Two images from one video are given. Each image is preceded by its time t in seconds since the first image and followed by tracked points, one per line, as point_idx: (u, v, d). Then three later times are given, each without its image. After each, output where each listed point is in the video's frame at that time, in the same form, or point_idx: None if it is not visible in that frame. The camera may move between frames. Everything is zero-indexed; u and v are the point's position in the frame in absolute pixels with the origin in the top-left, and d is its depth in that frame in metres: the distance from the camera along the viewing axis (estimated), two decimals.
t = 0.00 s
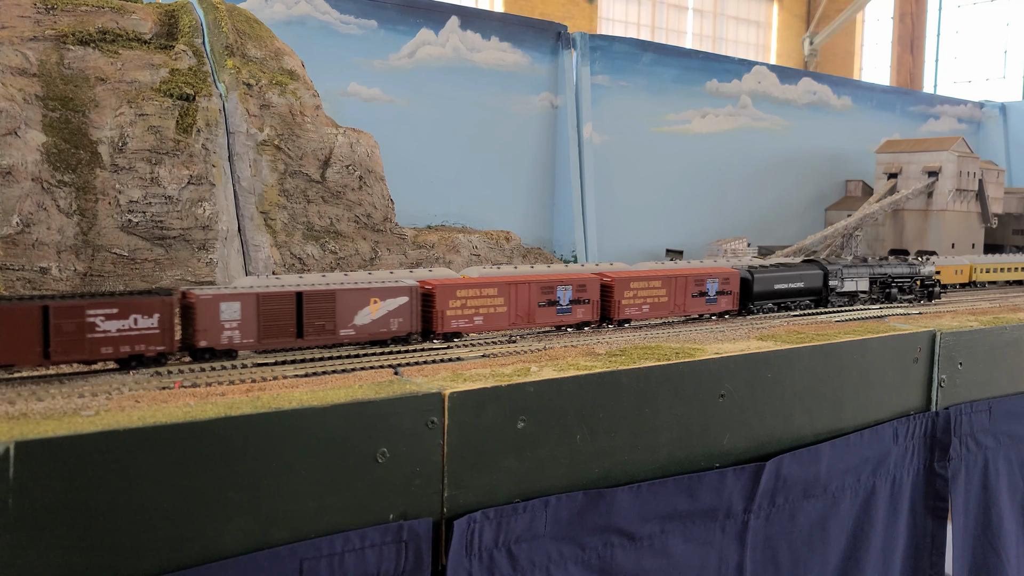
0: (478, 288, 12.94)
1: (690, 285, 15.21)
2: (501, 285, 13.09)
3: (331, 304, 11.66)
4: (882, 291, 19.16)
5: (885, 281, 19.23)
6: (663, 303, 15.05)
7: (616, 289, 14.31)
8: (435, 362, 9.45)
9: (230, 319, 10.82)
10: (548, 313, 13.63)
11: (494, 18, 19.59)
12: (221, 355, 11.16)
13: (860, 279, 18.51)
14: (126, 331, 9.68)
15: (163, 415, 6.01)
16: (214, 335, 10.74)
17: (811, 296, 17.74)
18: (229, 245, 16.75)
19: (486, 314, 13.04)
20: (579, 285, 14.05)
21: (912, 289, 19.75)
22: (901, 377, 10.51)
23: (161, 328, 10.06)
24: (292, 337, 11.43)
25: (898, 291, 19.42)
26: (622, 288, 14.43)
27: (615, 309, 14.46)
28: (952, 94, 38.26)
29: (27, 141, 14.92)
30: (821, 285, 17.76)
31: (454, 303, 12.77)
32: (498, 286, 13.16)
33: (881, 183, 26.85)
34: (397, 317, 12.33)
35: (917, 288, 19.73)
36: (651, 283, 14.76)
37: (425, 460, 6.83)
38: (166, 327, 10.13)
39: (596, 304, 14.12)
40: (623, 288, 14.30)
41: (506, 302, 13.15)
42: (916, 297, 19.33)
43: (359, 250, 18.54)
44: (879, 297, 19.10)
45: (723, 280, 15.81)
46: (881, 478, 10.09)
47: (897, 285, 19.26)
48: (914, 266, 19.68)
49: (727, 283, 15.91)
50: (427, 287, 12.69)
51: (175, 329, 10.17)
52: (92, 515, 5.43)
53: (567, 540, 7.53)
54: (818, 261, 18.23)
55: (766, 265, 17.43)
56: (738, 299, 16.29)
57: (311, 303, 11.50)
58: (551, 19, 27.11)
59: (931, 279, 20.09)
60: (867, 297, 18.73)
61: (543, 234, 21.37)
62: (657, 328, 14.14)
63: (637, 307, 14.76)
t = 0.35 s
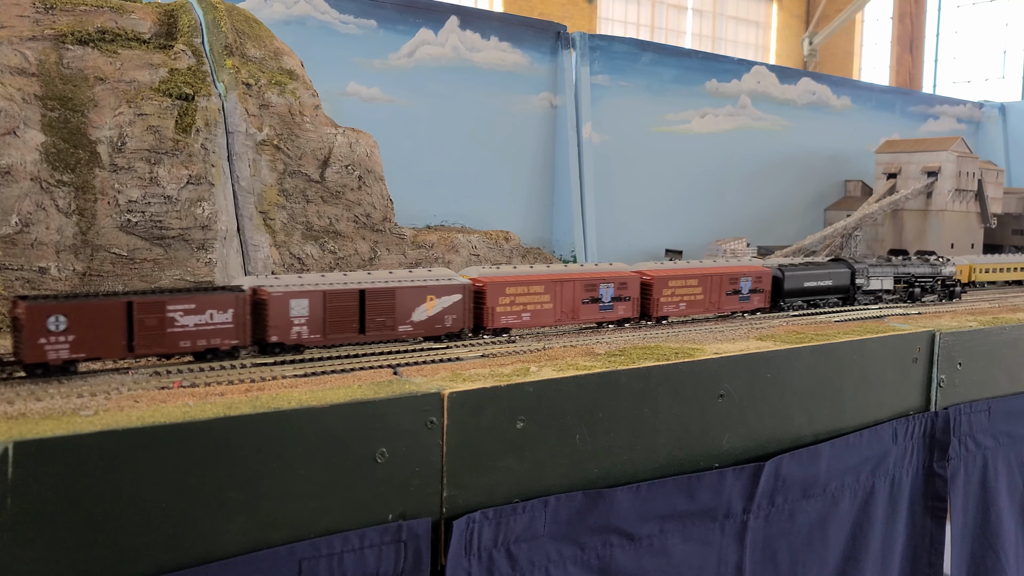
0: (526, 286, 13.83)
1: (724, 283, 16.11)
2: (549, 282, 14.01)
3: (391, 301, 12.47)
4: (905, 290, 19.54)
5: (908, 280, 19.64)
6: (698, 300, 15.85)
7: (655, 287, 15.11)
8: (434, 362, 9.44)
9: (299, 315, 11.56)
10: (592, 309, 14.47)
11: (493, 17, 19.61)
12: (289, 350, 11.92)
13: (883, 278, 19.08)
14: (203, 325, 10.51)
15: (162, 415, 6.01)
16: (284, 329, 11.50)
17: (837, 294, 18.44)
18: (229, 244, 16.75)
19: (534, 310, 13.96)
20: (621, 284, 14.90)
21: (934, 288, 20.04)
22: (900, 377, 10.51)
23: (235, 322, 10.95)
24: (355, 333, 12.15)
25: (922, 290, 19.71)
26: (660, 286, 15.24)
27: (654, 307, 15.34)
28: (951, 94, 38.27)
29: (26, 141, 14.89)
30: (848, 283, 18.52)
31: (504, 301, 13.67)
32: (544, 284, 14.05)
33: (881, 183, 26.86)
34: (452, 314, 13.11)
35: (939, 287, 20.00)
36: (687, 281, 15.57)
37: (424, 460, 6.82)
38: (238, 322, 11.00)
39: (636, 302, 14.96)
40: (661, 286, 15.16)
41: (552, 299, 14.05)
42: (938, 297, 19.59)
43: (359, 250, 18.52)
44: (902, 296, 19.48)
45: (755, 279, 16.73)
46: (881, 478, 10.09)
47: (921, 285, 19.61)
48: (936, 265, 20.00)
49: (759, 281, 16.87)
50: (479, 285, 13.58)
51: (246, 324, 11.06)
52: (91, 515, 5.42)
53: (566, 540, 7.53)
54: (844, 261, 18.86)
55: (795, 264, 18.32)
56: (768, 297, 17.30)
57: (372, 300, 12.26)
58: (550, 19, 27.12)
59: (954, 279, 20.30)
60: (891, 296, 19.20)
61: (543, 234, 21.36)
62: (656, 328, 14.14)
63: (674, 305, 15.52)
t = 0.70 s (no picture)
0: (573, 282, 14.04)
1: (758, 281, 16.43)
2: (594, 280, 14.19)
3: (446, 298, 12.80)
4: (928, 290, 19.65)
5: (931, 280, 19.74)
6: (733, 297, 16.13)
7: (693, 284, 15.38)
8: (434, 362, 9.43)
9: (362, 311, 11.81)
10: (635, 306, 14.72)
11: (493, 17, 19.60)
12: (353, 345, 12.17)
13: (908, 277, 19.11)
14: (275, 319, 11.03)
15: (162, 415, 6.00)
16: (349, 325, 11.74)
17: (864, 292, 18.49)
18: (228, 244, 16.75)
19: (580, 307, 14.18)
20: (660, 281, 15.12)
21: (956, 288, 20.20)
22: (900, 377, 10.51)
23: (305, 318, 11.43)
24: (414, 328, 12.43)
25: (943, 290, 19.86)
26: (698, 283, 15.51)
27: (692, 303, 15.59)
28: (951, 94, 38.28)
29: (26, 140, 14.88)
30: (875, 282, 18.57)
31: (552, 297, 13.90)
32: (590, 281, 14.26)
33: (881, 183, 26.87)
34: (503, 310, 13.41)
35: (960, 287, 20.18)
36: (722, 279, 15.85)
37: (424, 460, 6.82)
38: (307, 317, 11.47)
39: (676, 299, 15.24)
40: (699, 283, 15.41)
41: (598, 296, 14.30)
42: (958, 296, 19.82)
43: (359, 249, 18.50)
44: (925, 295, 19.60)
45: (788, 276, 17.07)
46: (880, 478, 10.08)
47: (944, 284, 19.74)
48: (958, 265, 20.13)
49: (790, 279, 17.22)
50: (528, 282, 13.77)
51: (316, 319, 11.52)
52: (91, 516, 5.42)
53: (567, 540, 7.52)
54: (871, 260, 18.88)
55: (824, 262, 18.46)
56: (799, 294, 17.60)
57: (429, 296, 12.53)
58: (550, 18, 27.12)
59: (974, 279, 20.48)
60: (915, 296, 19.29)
61: (543, 234, 21.35)
62: (656, 328, 14.14)
63: (710, 302, 15.81)
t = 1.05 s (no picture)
0: (616, 280, 14.51)
1: (789, 278, 16.87)
2: (637, 277, 14.67)
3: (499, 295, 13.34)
4: (950, 289, 20.00)
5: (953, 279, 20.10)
6: (766, 295, 16.64)
7: (727, 281, 15.92)
8: (434, 362, 9.41)
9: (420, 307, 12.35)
10: (674, 303, 15.23)
11: (493, 16, 19.58)
12: (411, 340, 12.75)
13: (932, 276, 19.42)
14: (341, 314, 11.72)
15: (162, 415, 5.99)
16: (407, 320, 12.34)
17: (890, 291, 18.82)
18: (228, 243, 16.75)
19: (623, 304, 14.62)
20: (697, 280, 15.65)
21: (976, 287, 20.58)
22: (900, 376, 10.52)
23: (368, 314, 12.05)
24: (468, 324, 12.94)
25: (965, 288, 20.22)
26: (732, 281, 16.06)
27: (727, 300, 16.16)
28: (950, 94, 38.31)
29: (26, 139, 14.87)
30: (901, 281, 18.86)
31: (597, 294, 14.37)
32: (633, 279, 14.74)
33: (881, 183, 26.86)
34: (551, 306, 13.86)
35: (980, 286, 20.57)
36: (755, 277, 16.36)
37: (424, 460, 6.81)
38: (371, 312, 12.10)
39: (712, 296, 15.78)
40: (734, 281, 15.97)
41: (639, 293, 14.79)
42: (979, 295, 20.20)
43: (358, 249, 18.51)
44: (948, 294, 19.96)
45: (819, 275, 17.43)
46: (880, 478, 10.08)
47: (966, 284, 20.07)
48: (978, 264, 20.51)
49: (821, 277, 17.59)
50: (574, 280, 14.25)
51: (378, 314, 12.12)
52: (90, 516, 5.41)
53: (566, 540, 7.52)
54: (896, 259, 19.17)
55: (850, 261, 18.82)
56: (830, 292, 17.98)
57: (484, 293, 13.04)
58: (549, 18, 27.12)
59: (994, 278, 20.86)
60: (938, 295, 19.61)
61: (543, 234, 21.33)
62: (655, 328, 14.15)
63: (743, 299, 16.35)
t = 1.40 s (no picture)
0: (656, 278, 15.11)
1: (818, 277, 17.49)
2: (677, 276, 15.29)
3: (547, 293, 13.96)
4: (971, 287, 20.44)
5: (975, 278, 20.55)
6: (797, 292, 17.28)
7: (761, 279, 16.57)
8: (434, 362, 9.39)
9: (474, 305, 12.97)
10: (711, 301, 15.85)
11: (492, 16, 19.58)
12: (466, 336, 13.42)
13: (955, 275, 19.79)
14: (402, 311, 12.39)
15: (162, 414, 6.00)
16: (462, 317, 13.00)
17: (913, 290, 19.28)
18: (227, 243, 16.75)
19: (663, 301, 15.23)
20: (732, 278, 16.29)
21: (996, 285, 21.02)
22: (899, 376, 10.53)
23: (426, 310, 12.74)
24: (519, 321, 13.59)
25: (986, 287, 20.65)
26: (765, 279, 16.70)
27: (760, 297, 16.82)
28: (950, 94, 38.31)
29: (25, 139, 14.86)
30: (925, 281, 19.22)
31: (639, 292, 14.95)
32: (672, 277, 15.36)
33: (881, 183, 26.88)
34: (596, 304, 14.51)
35: (1000, 285, 21.00)
36: (787, 275, 17.02)
37: (423, 459, 6.81)
38: (429, 309, 12.79)
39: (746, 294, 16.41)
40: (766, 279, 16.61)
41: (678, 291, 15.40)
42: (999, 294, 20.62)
43: (358, 249, 18.50)
44: (970, 292, 20.40)
45: (847, 274, 18.01)
46: (879, 478, 10.08)
47: (986, 282, 20.55)
48: (998, 263, 20.93)
49: (849, 275, 18.14)
50: (616, 279, 14.81)
51: (436, 311, 12.83)
52: (89, 514, 5.41)
53: (566, 540, 7.53)
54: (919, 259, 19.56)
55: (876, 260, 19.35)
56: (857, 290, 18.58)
57: (534, 291, 13.68)
58: (549, 18, 27.14)
59: (1013, 277, 21.29)
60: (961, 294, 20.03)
61: (543, 234, 21.32)
62: (655, 328, 14.15)
63: (776, 296, 16.98)
